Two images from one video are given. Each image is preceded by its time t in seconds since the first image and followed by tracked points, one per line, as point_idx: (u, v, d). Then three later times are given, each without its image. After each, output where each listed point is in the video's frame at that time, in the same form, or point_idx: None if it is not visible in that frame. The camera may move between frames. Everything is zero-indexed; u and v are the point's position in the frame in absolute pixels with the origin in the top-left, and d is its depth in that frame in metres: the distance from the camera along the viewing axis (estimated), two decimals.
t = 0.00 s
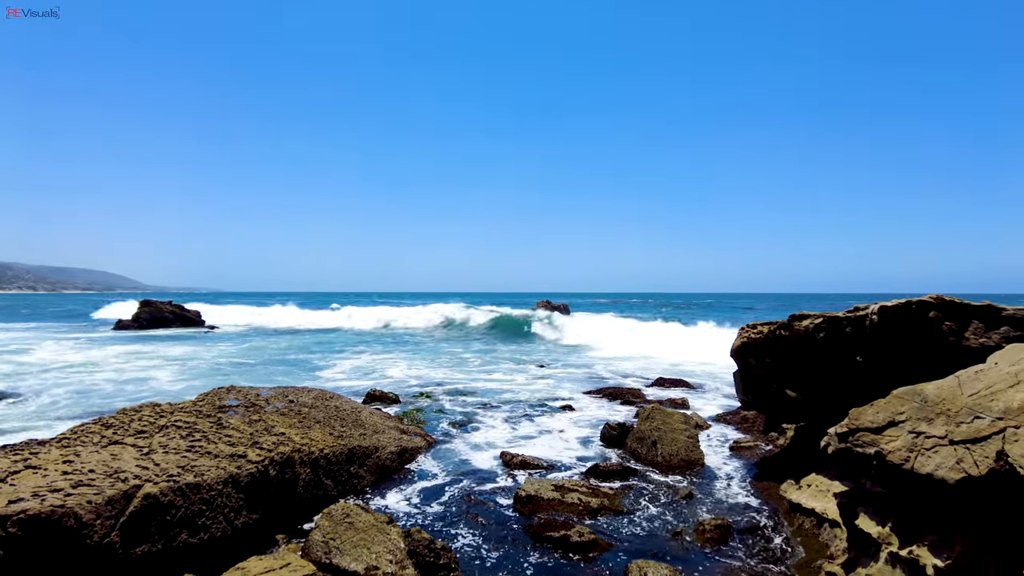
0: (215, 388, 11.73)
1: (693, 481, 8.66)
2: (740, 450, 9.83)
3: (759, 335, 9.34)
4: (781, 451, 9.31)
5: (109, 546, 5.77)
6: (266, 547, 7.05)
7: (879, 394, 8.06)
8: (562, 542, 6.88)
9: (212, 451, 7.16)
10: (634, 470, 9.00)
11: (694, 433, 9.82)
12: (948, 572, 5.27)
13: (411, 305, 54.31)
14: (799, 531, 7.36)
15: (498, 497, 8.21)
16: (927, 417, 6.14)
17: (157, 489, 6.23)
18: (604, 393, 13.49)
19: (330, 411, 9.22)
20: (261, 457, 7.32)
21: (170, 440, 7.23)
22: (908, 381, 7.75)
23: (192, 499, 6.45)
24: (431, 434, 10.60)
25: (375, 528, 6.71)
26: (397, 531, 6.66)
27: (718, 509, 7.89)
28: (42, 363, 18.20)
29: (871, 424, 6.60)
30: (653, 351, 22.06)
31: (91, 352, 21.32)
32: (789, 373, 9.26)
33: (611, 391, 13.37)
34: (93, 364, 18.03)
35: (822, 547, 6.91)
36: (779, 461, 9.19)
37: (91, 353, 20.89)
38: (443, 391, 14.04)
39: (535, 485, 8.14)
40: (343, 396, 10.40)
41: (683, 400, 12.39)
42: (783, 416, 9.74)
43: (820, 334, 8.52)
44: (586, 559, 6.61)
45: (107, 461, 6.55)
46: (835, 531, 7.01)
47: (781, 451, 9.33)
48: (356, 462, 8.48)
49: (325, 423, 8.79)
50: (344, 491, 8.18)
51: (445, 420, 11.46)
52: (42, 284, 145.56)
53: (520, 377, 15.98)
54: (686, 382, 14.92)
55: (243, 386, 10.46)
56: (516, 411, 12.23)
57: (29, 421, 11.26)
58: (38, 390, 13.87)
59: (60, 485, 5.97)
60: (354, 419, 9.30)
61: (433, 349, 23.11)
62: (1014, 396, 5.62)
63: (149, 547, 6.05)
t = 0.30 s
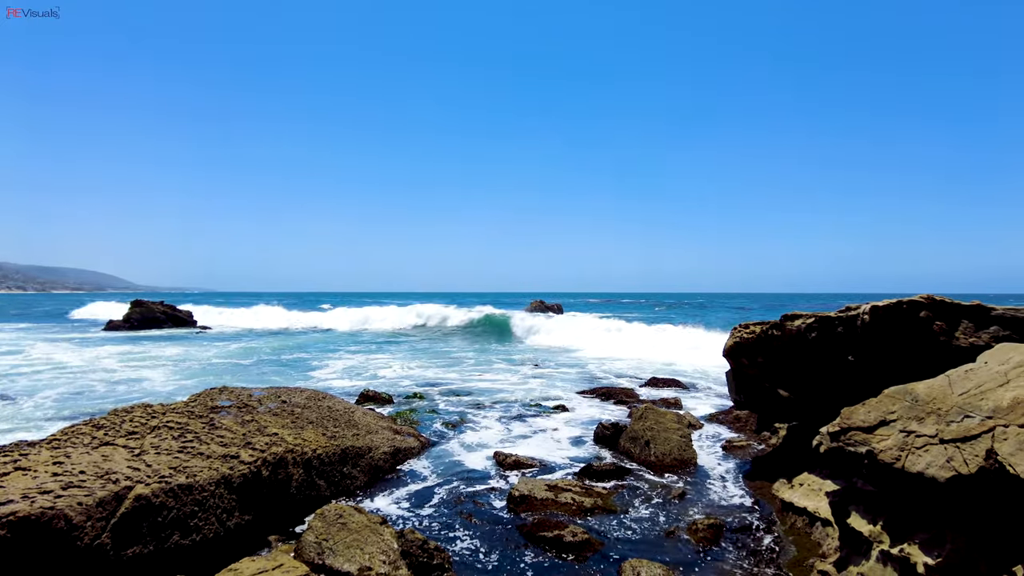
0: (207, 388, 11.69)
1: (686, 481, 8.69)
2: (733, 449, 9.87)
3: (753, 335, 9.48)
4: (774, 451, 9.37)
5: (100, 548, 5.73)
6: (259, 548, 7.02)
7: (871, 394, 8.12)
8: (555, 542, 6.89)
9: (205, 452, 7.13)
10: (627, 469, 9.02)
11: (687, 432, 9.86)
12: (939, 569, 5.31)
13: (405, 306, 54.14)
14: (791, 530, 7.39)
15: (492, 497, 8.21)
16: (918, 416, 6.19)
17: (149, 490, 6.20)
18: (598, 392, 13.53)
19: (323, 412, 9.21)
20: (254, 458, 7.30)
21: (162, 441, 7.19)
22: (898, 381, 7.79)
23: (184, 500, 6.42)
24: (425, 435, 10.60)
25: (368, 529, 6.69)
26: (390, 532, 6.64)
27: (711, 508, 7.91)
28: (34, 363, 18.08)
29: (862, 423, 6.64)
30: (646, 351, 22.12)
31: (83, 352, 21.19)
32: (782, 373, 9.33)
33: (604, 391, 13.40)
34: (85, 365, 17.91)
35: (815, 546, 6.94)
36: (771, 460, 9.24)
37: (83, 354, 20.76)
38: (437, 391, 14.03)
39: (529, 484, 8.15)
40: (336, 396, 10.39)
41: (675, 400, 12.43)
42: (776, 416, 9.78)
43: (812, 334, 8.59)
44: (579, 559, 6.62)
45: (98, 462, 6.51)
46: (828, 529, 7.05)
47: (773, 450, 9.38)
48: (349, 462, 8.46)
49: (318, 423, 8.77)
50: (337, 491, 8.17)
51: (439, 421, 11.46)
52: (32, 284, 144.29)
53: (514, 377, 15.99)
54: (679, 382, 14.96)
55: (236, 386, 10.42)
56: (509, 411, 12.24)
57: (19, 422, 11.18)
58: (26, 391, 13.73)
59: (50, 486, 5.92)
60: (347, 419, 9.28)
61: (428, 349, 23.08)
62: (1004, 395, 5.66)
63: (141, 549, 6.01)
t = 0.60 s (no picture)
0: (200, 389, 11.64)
1: (680, 480, 8.71)
2: (727, 449, 9.90)
3: (746, 335, 9.50)
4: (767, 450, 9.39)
5: (91, 549, 5.69)
6: (252, 549, 7.00)
7: (863, 393, 8.16)
8: (550, 542, 6.89)
9: (197, 453, 7.10)
10: (622, 469, 9.04)
11: (681, 432, 9.88)
12: (931, 567, 5.35)
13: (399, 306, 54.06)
14: (784, 529, 7.42)
15: (487, 497, 8.21)
16: (910, 415, 6.22)
17: (141, 491, 6.17)
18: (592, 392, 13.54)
19: (317, 412, 9.18)
20: (247, 458, 7.27)
21: (155, 441, 7.16)
22: (891, 380, 7.83)
23: (177, 501, 6.39)
24: (419, 435, 10.59)
25: (363, 529, 6.66)
26: (384, 532, 6.62)
27: (705, 507, 7.93)
28: (26, 364, 17.97)
29: (855, 423, 6.67)
30: (641, 352, 22.15)
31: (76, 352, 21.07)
32: (775, 373, 9.37)
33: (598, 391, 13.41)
34: (77, 366, 17.81)
35: (807, 545, 6.97)
36: (765, 459, 9.27)
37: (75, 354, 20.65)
38: (430, 391, 14.02)
39: (523, 484, 8.16)
40: (330, 396, 10.36)
41: (669, 399, 12.45)
42: (769, 415, 9.82)
43: (805, 334, 8.63)
44: (573, 558, 6.63)
45: (90, 463, 6.48)
46: (821, 528, 7.08)
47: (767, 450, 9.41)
48: (343, 463, 8.44)
49: (312, 424, 8.75)
50: (331, 492, 8.15)
51: (433, 421, 11.45)
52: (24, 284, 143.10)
53: (508, 377, 15.99)
54: (674, 381, 14.99)
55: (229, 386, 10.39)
56: (503, 411, 12.24)
57: (10, 423, 11.12)
58: (18, 392, 13.66)
59: (41, 487, 5.88)
60: (341, 420, 9.26)
61: (423, 349, 23.05)
62: (995, 394, 5.70)
63: (133, 550, 5.98)
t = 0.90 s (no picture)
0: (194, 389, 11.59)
1: (675, 480, 8.73)
2: (721, 449, 9.92)
3: (740, 335, 9.56)
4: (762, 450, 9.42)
5: (83, 551, 5.66)
6: (246, 549, 6.97)
7: (856, 393, 8.18)
8: (545, 541, 6.90)
9: (191, 453, 7.07)
10: (616, 469, 9.05)
11: (675, 431, 9.90)
12: (923, 566, 5.37)
13: (394, 306, 53.92)
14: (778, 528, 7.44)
15: (482, 497, 8.21)
16: (903, 414, 6.25)
17: (134, 492, 6.14)
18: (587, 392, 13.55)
19: (311, 412, 9.16)
20: (241, 459, 7.25)
21: (148, 442, 7.13)
22: (884, 380, 7.86)
23: (170, 502, 6.36)
24: (414, 435, 10.58)
25: (357, 529, 6.64)
26: (379, 532, 6.60)
27: (700, 507, 7.95)
28: (18, 364, 17.87)
29: (849, 422, 6.70)
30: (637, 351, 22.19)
31: (69, 353, 20.96)
32: (769, 373, 9.41)
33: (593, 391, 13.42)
34: (70, 366, 17.70)
35: (801, 544, 6.99)
36: (759, 459, 9.30)
37: (69, 354, 20.54)
38: (426, 391, 14.00)
39: (518, 484, 8.16)
40: (325, 396, 10.34)
41: (664, 399, 12.47)
42: (763, 415, 9.86)
43: (798, 334, 8.68)
44: (568, 558, 6.63)
45: (82, 464, 6.44)
46: (814, 528, 7.11)
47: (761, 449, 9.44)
48: (337, 463, 8.42)
49: (306, 424, 8.72)
50: (325, 492, 8.13)
51: (428, 421, 11.44)
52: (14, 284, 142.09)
53: (504, 377, 15.99)
54: (669, 381, 15.01)
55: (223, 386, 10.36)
56: (498, 411, 12.24)
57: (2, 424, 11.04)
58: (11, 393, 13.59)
59: (33, 488, 5.83)
60: (335, 420, 9.25)
61: (419, 349, 23.01)
62: (986, 393, 5.73)
63: (126, 551, 5.94)
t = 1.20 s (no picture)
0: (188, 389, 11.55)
1: (670, 480, 8.75)
2: (716, 449, 9.94)
3: (735, 334, 9.60)
4: (756, 450, 9.45)
5: (76, 552, 5.62)
6: (240, 550, 6.95)
7: (850, 392, 8.21)
8: (540, 542, 6.89)
9: (185, 454, 7.05)
10: (611, 469, 9.06)
11: (670, 431, 9.91)
12: (916, 564, 5.40)
13: (389, 307, 53.85)
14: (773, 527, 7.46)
15: (477, 498, 8.20)
16: (896, 413, 6.27)
17: (127, 493, 6.11)
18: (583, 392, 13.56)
19: (305, 412, 9.14)
20: (235, 459, 7.23)
21: (141, 442, 7.09)
22: (877, 380, 7.89)
23: (164, 502, 6.34)
24: (409, 435, 10.57)
25: (352, 530, 6.62)
26: (374, 532, 6.58)
27: (695, 506, 7.96)
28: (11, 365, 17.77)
29: (843, 421, 6.73)
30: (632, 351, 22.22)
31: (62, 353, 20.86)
32: (763, 372, 9.44)
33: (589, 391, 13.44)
34: (63, 367, 17.60)
35: (796, 543, 7.02)
36: (753, 458, 9.33)
37: (62, 355, 20.44)
38: (421, 391, 13.99)
39: (513, 484, 8.16)
40: (320, 396, 10.32)
41: (659, 399, 12.48)
42: (757, 414, 9.90)
43: (792, 333, 8.73)
44: (563, 558, 6.63)
45: (75, 465, 6.40)
46: (808, 527, 7.13)
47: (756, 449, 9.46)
48: (332, 463, 8.40)
49: (301, 424, 8.71)
50: (320, 493, 8.11)
51: (423, 421, 11.43)
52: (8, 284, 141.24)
53: (499, 377, 15.99)
54: (664, 381, 15.04)
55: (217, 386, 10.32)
56: (493, 411, 12.24)
57: None
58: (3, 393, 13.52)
59: (25, 489, 5.80)
60: (330, 420, 9.22)
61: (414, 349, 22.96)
62: (979, 392, 5.77)
63: (119, 552, 5.92)
